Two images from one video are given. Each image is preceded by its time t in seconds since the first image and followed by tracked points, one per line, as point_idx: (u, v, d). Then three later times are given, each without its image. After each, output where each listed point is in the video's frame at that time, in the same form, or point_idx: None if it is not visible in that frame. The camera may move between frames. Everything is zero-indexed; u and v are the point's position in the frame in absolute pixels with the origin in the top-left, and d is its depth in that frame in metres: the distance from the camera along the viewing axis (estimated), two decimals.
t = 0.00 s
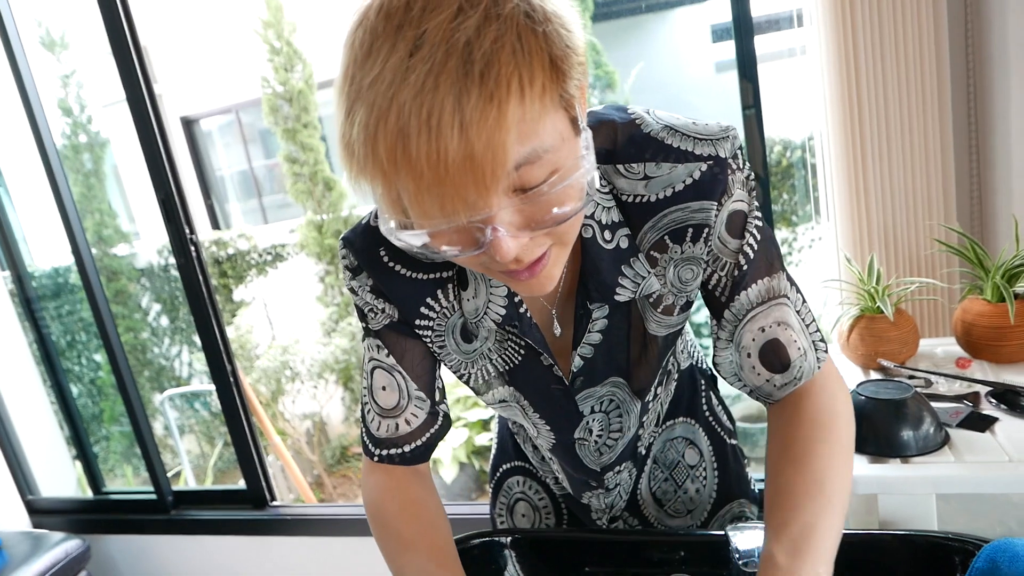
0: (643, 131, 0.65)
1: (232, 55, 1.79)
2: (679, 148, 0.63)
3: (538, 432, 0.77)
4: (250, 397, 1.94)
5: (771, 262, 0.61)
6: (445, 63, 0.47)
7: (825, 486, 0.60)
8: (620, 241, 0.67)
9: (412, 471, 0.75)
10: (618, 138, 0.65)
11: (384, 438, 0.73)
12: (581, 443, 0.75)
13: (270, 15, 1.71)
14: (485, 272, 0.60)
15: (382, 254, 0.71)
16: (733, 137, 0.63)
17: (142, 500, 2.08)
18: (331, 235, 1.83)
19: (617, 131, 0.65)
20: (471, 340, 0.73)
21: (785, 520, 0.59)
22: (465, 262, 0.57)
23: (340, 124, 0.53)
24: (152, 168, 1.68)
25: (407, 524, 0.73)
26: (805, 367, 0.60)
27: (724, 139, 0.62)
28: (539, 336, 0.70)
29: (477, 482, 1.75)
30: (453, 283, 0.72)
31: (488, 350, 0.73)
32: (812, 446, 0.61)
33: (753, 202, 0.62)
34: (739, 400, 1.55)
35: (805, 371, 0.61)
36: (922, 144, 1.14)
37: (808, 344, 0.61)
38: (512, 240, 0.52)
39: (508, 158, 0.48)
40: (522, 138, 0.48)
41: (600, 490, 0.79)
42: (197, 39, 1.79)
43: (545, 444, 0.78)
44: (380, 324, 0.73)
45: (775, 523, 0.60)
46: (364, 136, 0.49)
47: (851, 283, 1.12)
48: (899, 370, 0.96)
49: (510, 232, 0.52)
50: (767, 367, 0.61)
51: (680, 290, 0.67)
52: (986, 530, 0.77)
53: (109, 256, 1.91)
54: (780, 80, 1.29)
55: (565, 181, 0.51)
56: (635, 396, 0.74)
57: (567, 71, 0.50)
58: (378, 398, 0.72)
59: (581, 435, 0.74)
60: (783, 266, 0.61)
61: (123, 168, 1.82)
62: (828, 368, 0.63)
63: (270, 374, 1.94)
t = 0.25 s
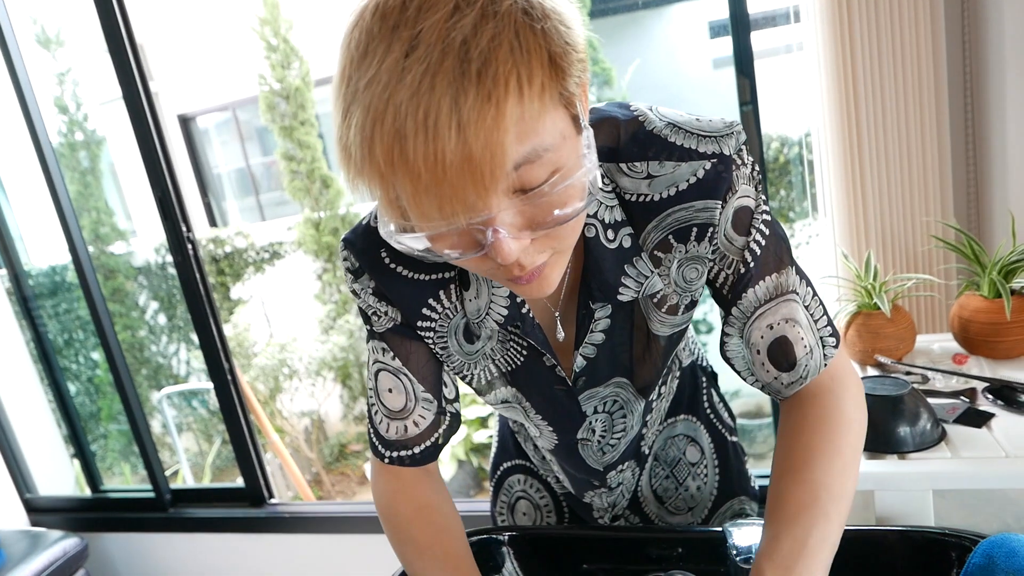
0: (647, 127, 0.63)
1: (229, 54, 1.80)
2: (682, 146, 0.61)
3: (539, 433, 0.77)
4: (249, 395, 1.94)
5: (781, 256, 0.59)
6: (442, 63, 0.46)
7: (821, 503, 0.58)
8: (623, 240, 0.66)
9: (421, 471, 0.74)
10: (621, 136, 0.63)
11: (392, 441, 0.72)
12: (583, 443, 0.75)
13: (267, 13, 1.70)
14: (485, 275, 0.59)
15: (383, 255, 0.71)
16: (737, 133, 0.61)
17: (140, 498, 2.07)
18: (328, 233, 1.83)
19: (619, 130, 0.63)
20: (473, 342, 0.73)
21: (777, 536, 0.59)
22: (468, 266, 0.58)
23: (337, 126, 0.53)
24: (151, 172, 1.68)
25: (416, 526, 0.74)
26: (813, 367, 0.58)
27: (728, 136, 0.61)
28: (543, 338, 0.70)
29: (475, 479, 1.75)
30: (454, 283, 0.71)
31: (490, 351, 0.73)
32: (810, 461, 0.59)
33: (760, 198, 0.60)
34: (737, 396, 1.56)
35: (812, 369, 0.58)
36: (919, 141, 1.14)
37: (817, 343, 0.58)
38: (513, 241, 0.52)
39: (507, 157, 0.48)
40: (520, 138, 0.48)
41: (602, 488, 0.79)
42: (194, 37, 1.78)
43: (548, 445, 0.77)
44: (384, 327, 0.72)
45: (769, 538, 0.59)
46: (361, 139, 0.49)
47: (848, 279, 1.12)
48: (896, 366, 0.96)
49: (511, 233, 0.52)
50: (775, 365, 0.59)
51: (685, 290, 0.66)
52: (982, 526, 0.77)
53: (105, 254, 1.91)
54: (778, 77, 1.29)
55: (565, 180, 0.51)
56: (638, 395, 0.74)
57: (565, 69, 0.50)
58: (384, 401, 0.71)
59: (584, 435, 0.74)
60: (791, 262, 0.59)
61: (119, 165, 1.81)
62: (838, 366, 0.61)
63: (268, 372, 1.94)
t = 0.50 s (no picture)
0: (648, 130, 0.63)
1: (227, 52, 1.79)
2: (684, 152, 0.61)
3: (542, 434, 0.77)
4: (249, 395, 1.94)
5: (784, 265, 0.59)
6: (439, 62, 0.46)
7: (808, 509, 0.59)
8: (624, 245, 0.66)
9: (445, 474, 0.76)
10: (624, 139, 0.63)
11: (413, 442, 0.74)
12: (586, 444, 0.75)
13: (264, 11, 1.70)
14: (491, 279, 0.59)
15: (381, 259, 0.71)
16: (740, 141, 0.61)
17: (139, 497, 2.07)
18: (326, 231, 1.83)
19: (621, 133, 0.63)
20: (474, 346, 0.73)
21: (761, 537, 0.59)
22: (473, 269, 0.57)
23: (335, 132, 0.53)
24: (149, 168, 1.68)
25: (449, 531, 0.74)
26: (813, 374, 0.58)
27: (731, 143, 0.60)
28: (544, 342, 0.70)
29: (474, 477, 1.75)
30: (455, 288, 0.71)
31: (491, 355, 0.73)
32: (804, 469, 0.60)
33: (765, 207, 0.60)
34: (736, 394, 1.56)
35: (813, 376, 0.59)
36: (916, 139, 1.14)
37: (819, 352, 0.58)
38: (519, 242, 0.51)
39: (509, 155, 0.47)
40: (522, 135, 0.47)
41: (605, 489, 0.79)
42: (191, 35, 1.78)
43: (551, 446, 0.77)
44: (389, 332, 0.73)
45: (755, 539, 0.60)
46: (359, 142, 0.49)
47: (845, 276, 1.11)
48: (895, 362, 0.96)
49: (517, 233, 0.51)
50: (777, 371, 0.59)
51: (685, 297, 0.66)
52: (980, 522, 0.78)
53: (104, 252, 1.91)
54: (776, 74, 1.29)
55: (570, 176, 0.50)
56: (643, 396, 0.73)
57: (564, 64, 0.50)
58: (402, 405, 0.73)
59: (587, 437, 0.74)
60: (794, 272, 0.59)
61: (117, 164, 1.81)
62: (842, 373, 0.61)
63: (267, 370, 1.94)
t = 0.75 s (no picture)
0: (655, 130, 0.63)
1: (225, 50, 1.79)
2: (693, 150, 0.61)
3: (544, 436, 0.77)
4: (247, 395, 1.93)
5: (799, 260, 0.59)
6: (444, 61, 0.46)
7: (849, 497, 0.58)
8: (629, 244, 0.65)
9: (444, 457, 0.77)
10: (634, 138, 0.63)
11: (411, 432, 0.75)
12: (587, 448, 0.75)
13: (263, 10, 1.70)
14: (495, 279, 0.59)
15: (379, 261, 0.71)
16: (750, 136, 0.60)
17: (138, 497, 2.07)
18: (325, 230, 1.83)
19: (630, 132, 0.63)
20: (472, 347, 0.72)
21: (805, 529, 0.59)
22: (477, 270, 0.57)
23: (336, 133, 0.53)
24: (146, 163, 1.67)
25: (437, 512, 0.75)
26: (839, 366, 0.58)
27: (740, 140, 0.60)
28: (543, 344, 0.69)
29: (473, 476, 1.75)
30: (453, 288, 0.70)
31: (489, 356, 0.73)
32: (840, 458, 0.59)
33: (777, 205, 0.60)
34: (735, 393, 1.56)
35: (838, 368, 0.58)
36: (916, 139, 1.14)
37: (842, 343, 0.58)
38: (525, 243, 0.51)
39: (515, 154, 0.47)
40: (529, 136, 0.47)
41: (606, 493, 0.79)
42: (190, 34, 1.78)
43: (552, 447, 0.77)
44: (390, 332, 0.73)
45: (795, 530, 0.60)
46: (362, 143, 0.49)
47: (843, 275, 1.11)
48: (894, 361, 0.96)
49: (523, 233, 0.51)
50: (799, 366, 0.59)
51: (697, 299, 0.66)
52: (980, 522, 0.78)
53: (102, 252, 1.90)
54: (775, 73, 1.29)
55: (576, 176, 0.50)
56: (645, 400, 0.73)
57: (569, 62, 0.50)
58: (404, 397, 0.74)
59: (587, 441, 0.74)
60: (810, 265, 0.59)
61: (115, 163, 1.80)
62: (864, 363, 0.60)
63: (266, 370, 1.94)
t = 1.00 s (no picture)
0: (654, 130, 0.63)
1: (221, 47, 1.78)
2: (691, 151, 0.61)
3: (543, 435, 0.76)
4: (243, 392, 1.95)
5: (798, 261, 0.58)
6: (440, 69, 0.46)
7: (851, 513, 0.57)
8: (630, 245, 0.66)
9: (425, 473, 0.75)
10: (632, 137, 0.63)
11: (393, 444, 0.74)
12: (587, 447, 0.74)
13: (259, 6, 1.70)
14: (492, 283, 0.59)
15: (380, 261, 0.70)
16: (749, 137, 0.60)
17: (134, 494, 2.06)
18: (321, 228, 1.82)
19: (628, 131, 0.63)
20: (474, 347, 0.72)
21: (806, 546, 0.58)
22: (473, 274, 0.57)
23: (332, 136, 0.53)
24: (141, 159, 1.66)
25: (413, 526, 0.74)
26: (837, 372, 0.57)
27: (739, 140, 0.60)
28: (546, 343, 0.69)
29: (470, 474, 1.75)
30: (455, 289, 0.71)
31: (491, 357, 0.73)
32: (842, 470, 0.58)
33: (776, 205, 0.60)
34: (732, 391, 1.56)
35: (837, 375, 0.58)
36: (913, 139, 1.14)
37: (841, 347, 0.58)
38: (520, 250, 0.51)
39: (509, 165, 0.47)
40: (524, 146, 0.47)
41: (605, 490, 0.79)
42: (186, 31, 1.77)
43: (552, 446, 0.77)
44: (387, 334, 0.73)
45: (796, 548, 0.59)
46: (357, 150, 0.49)
47: (841, 273, 1.12)
48: (890, 359, 0.96)
49: (517, 241, 0.51)
50: (795, 372, 0.58)
51: (695, 299, 0.66)
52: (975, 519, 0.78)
53: (98, 248, 1.90)
54: (772, 72, 1.29)
55: (571, 185, 0.51)
56: (645, 401, 0.73)
57: (566, 69, 0.49)
58: (389, 406, 0.73)
59: (588, 440, 0.74)
60: (807, 266, 0.58)
61: (112, 159, 1.80)
62: (862, 369, 0.60)
63: (262, 367, 1.94)
